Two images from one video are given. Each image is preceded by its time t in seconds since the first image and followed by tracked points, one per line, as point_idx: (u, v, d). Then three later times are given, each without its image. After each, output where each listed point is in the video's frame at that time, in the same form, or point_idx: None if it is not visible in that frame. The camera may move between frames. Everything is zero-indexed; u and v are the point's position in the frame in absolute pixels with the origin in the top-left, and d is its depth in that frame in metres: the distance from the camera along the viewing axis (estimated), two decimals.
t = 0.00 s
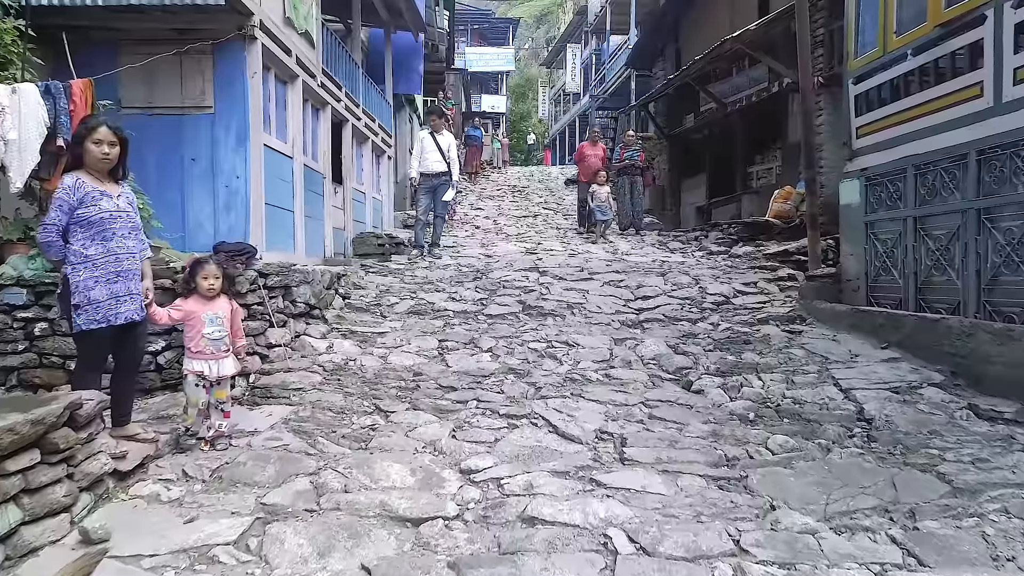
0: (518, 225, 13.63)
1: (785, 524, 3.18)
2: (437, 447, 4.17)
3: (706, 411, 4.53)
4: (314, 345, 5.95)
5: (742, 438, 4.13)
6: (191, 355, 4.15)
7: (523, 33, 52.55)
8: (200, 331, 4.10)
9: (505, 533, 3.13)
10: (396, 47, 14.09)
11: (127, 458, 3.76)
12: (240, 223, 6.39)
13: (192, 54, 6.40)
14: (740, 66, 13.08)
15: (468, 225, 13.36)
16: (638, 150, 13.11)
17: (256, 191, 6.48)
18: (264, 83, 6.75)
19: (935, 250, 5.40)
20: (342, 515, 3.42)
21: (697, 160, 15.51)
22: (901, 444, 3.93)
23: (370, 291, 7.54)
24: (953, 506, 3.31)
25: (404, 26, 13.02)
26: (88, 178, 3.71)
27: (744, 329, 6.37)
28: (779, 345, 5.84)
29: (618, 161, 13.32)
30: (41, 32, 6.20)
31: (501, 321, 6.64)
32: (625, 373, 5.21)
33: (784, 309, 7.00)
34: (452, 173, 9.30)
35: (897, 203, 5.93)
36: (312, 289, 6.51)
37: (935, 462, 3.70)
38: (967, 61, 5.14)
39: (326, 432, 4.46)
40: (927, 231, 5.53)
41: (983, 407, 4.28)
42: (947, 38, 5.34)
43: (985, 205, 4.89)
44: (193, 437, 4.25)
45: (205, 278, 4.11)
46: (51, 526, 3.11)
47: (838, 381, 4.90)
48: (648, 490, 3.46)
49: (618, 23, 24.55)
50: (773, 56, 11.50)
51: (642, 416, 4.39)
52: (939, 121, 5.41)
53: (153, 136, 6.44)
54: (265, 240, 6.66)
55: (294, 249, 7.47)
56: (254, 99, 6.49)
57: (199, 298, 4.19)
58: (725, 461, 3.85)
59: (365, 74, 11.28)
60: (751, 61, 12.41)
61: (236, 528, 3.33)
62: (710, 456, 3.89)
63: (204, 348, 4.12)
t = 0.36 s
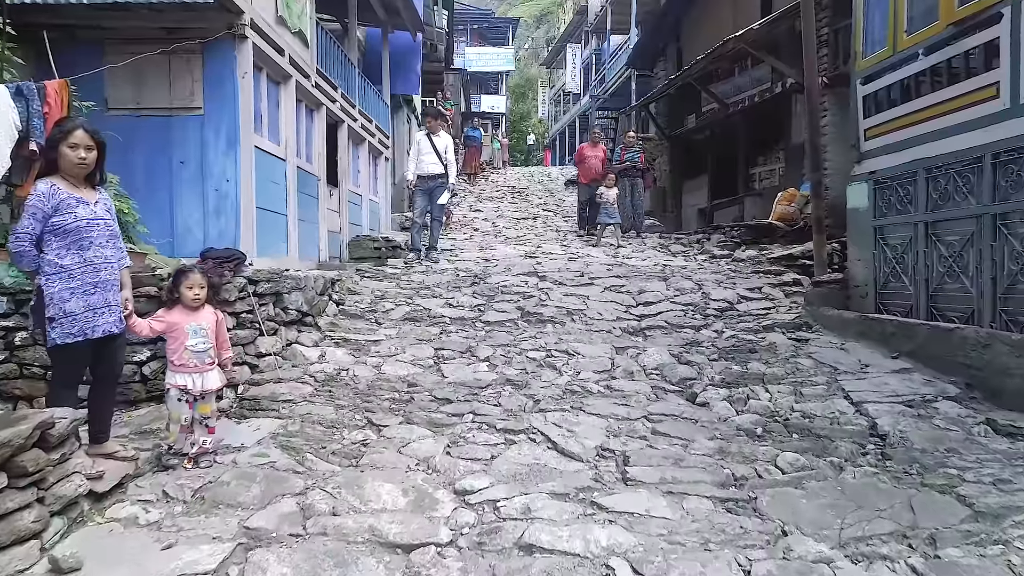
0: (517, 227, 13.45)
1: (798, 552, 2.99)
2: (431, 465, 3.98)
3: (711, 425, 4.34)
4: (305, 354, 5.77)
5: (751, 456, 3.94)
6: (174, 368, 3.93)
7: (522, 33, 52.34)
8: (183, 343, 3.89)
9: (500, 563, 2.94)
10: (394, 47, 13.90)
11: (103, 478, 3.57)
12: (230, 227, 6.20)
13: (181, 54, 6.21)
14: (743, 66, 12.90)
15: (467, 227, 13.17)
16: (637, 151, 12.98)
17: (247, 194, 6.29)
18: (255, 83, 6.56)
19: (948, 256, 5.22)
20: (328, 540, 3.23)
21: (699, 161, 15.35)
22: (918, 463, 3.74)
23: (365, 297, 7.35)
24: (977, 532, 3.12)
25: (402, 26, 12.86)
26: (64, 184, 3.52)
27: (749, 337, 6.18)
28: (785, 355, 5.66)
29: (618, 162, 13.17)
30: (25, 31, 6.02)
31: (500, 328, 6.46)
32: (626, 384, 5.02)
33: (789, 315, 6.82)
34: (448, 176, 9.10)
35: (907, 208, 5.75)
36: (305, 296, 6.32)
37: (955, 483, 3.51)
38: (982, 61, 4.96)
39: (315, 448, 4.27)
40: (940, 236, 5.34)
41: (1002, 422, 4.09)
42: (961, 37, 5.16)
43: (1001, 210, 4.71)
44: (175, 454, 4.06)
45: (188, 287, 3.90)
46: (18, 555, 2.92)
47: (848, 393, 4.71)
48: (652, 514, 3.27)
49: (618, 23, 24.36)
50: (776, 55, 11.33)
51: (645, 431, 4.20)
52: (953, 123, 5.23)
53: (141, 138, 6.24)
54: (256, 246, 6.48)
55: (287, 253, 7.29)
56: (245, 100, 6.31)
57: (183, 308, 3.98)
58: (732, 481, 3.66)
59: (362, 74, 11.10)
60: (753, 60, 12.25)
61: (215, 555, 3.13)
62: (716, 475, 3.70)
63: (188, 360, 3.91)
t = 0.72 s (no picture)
0: (516, 229, 13.28)
1: None
2: (424, 482, 3.82)
3: (717, 440, 4.17)
4: (297, 362, 5.60)
5: (759, 473, 3.77)
6: (156, 381, 3.73)
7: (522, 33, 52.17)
8: (166, 355, 3.70)
9: None
10: (391, 47, 13.75)
11: (79, 499, 3.40)
12: (220, 231, 6.03)
13: (170, 53, 6.04)
14: (745, 66, 12.74)
15: (466, 230, 13.00)
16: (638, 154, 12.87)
17: (237, 197, 6.12)
18: (246, 83, 6.39)
19: (961, 262, 5.05)
20: (314, 567, 3.06)
21: (699, 162, 15.21)
22: (935, 481, 3.57)
23: (360, 303, 7.18)
24: (1001, 558, 2.94)
25: (399, 26, 12.71)
26: (38, 190, 3.35)
27: (753, 344, 6.02)
28: (792, 363, 5.48)
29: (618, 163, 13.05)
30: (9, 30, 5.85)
31: (498, 335, 6.29)
32: (628, 395, 4.86)
33: (795, 322, 6.64)
34: (444, 178, 8.90)
35: (917, 212, 5.57)
36: (298, 302, 6.14)
37: (975, 505, 3.34)
38: (997, 60, 4.79)
39: (305, 464, 4.10)
40: (952, 242, 5.17)
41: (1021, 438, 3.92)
42: (974, 35, 4.99)
43: (1017, 215, 4.54)
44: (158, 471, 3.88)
45: (172, 297, 3.71)
46: None
47: (858, 405, 4.54)
48: (657, 539, 3.09)
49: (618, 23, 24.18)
50: (779, 55, 11.17)
51: (648, 447, 4.03)
52: (966, 124, 5.05)
53: (128, 139, 6.07)
54: (247, 250, 6.31)
55: (279, 257, 7.11)
56: (236, 100, 6.13)
57: (165, 317, 3.78)
58: (740, 502, 3.49)
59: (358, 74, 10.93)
60: (755, 60, 12.09)
61: None
62: (724, 495, 3.52)
63: (170, 373, 3.71)
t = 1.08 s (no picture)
0: (515, 232, 13.11)
1: None
2: (418, 501, 3.64)
3: (724, 456, 3.99)
4: (288, 371, 5.42)
5: (769, 492, 3.59)
6: (135, 396, 3.55)
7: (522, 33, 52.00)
8: (146, 369, 3.52)
9: None
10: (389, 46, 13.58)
11: (53, 522, 3.21)
12: (210, 235, 5.85)
13: (158, 52, 5.86)
14: (747, 65, 12.57)
15: (465, 232, 12.82)
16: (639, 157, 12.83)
17: (227, 200, 5.94)
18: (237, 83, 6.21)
19: (976, 268, 4.87)
20: None
21: (701, 162, 15.05)
22: (955, 502, 3.39)
23: (355, 308, 7.00)
24: None
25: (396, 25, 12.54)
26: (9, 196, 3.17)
27: (760, 352, 5.84)
28: (799, 373, 5.30)
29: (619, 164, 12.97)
30: None
31: (496, 342, 6.11)
32: (631, 407, 4.68)
33: (802, 329, 6.46)
34: (439, 179, 8.69)
35: (929, 216, 5.40)
36: (289, 309, 5.96)
37: (998, 529, 3.16)
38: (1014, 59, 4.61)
39: (293, 481, 3.92)
40: (966, 247, 5.00)
41: None
42: (990, 33, 4.81)
43: None
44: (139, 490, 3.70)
45: (153, 308, 3.53)
46: None
47: (871, 418, 4.36)
48: (663, 566, 2.92)
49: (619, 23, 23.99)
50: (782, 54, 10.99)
51: (652, 464, 3.86)
52: (981, 126, 4.88)
53: (115, 141, 5.89)
54: (238, 255, 6.13)
55: (272, 261, 6.93)
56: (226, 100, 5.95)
57: (146, 328, 3.60)
58: (750, 524, 3.31)
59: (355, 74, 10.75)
60: (758, 59, 11.92)
61: None
62: (733, 517, 3.34)
63: (151, 387, 3.53)
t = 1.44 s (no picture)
0: (514, 233, 12.94)
1: None
2: (410, 520, 3.47)
3: (730, 471, 3.83)
4: (279, 380, 5.26)
5: (778, 510, 3.42)
6: (113, 410, 3.39)
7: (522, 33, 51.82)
8: (124, 382, 3.36)
9: None
10: (386, 45, 13.41)
11: (24, 544, 3.05)
12: (199, 238, 5.68)
13: (145, 50, 5.69)
14: (749, 65, 12.41)
15: (464, 234, 12.65)
16: (642, 158, 12.67)
17: (217, 203, 5.77)
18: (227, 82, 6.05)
19: (990, 274, 4.70)
20: None
21: (702, 163, 14.89)
22: (976, 524, 3.21)
23: (349, 313, 6.84)
24: None
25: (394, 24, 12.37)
26: None
27: (765, 359, 5.67)
28: (807, 381, 5.14)
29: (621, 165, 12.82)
30: None
31: (494, 349, 5.94)
32: (633, 418, 4.51)
33: (807, 334, 6.29)
34: (433, 180, 8.53)
35: (940, 219, 5.23)
36: (281, 315, 5.79)
37: (1023, 552, 2.98)
38: None
39: (281, 497, 3.75)
40: (979, 252, 4.83)
41: None
42: (1005, 31, 4.63)
43: None
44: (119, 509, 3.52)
45: (132, 318, 3.37)
46: None
47: (883, 430, 4.19)
48: None
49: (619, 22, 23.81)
50: (785, 53, 10.83)
51: (656, 480, 3.69)
52: (995, 126, 4.71)
53: (101, 142, 5.72)
54: (228, 259, 5.96)
55: (264, 265, 6.77)
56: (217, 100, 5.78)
57: (124, 339, 3.44)
58: (759, 546, 3.13)
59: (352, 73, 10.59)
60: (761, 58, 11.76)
61: None
62: (742, 538, 3.16)
63: (129, 402, 3.37)
